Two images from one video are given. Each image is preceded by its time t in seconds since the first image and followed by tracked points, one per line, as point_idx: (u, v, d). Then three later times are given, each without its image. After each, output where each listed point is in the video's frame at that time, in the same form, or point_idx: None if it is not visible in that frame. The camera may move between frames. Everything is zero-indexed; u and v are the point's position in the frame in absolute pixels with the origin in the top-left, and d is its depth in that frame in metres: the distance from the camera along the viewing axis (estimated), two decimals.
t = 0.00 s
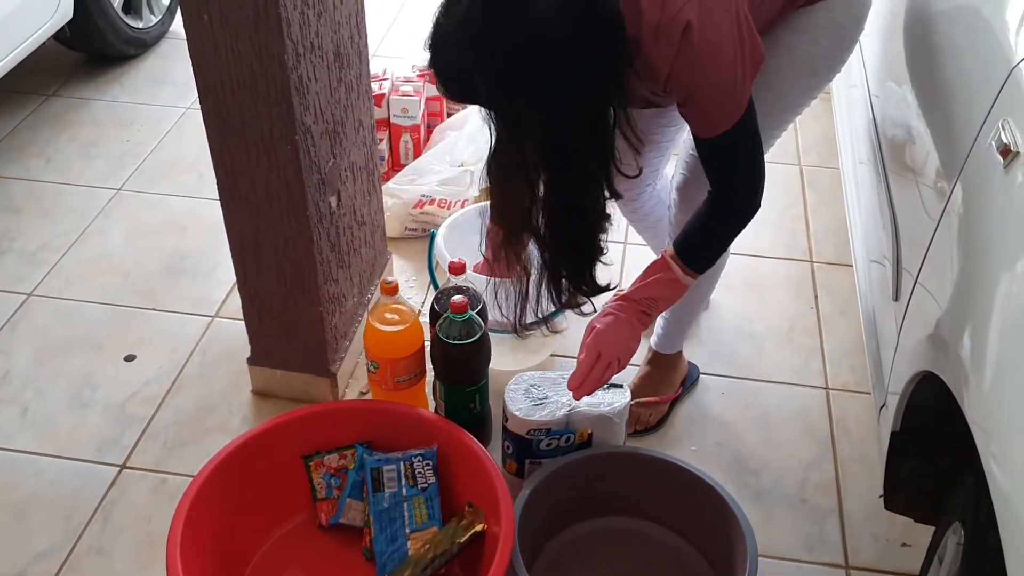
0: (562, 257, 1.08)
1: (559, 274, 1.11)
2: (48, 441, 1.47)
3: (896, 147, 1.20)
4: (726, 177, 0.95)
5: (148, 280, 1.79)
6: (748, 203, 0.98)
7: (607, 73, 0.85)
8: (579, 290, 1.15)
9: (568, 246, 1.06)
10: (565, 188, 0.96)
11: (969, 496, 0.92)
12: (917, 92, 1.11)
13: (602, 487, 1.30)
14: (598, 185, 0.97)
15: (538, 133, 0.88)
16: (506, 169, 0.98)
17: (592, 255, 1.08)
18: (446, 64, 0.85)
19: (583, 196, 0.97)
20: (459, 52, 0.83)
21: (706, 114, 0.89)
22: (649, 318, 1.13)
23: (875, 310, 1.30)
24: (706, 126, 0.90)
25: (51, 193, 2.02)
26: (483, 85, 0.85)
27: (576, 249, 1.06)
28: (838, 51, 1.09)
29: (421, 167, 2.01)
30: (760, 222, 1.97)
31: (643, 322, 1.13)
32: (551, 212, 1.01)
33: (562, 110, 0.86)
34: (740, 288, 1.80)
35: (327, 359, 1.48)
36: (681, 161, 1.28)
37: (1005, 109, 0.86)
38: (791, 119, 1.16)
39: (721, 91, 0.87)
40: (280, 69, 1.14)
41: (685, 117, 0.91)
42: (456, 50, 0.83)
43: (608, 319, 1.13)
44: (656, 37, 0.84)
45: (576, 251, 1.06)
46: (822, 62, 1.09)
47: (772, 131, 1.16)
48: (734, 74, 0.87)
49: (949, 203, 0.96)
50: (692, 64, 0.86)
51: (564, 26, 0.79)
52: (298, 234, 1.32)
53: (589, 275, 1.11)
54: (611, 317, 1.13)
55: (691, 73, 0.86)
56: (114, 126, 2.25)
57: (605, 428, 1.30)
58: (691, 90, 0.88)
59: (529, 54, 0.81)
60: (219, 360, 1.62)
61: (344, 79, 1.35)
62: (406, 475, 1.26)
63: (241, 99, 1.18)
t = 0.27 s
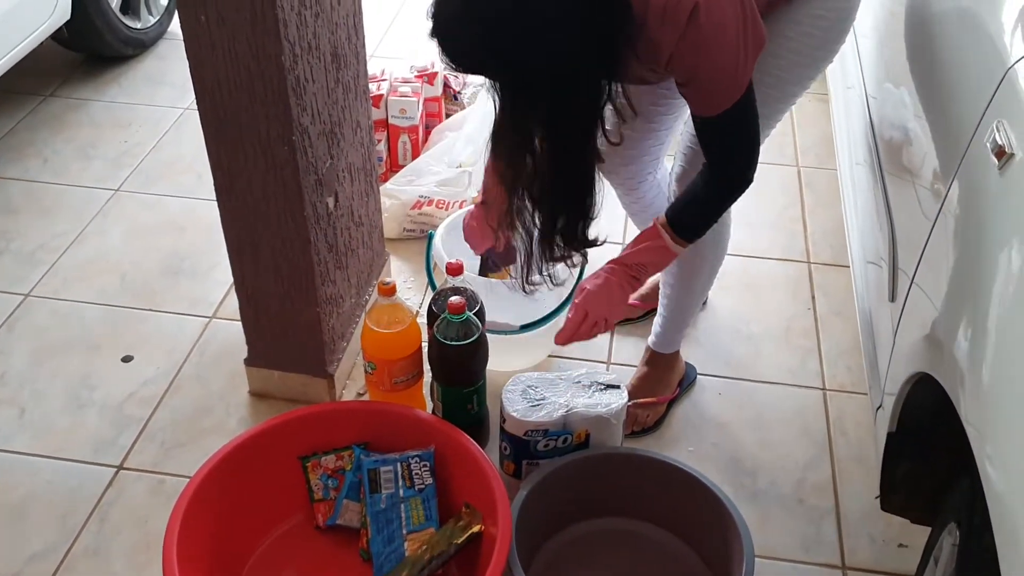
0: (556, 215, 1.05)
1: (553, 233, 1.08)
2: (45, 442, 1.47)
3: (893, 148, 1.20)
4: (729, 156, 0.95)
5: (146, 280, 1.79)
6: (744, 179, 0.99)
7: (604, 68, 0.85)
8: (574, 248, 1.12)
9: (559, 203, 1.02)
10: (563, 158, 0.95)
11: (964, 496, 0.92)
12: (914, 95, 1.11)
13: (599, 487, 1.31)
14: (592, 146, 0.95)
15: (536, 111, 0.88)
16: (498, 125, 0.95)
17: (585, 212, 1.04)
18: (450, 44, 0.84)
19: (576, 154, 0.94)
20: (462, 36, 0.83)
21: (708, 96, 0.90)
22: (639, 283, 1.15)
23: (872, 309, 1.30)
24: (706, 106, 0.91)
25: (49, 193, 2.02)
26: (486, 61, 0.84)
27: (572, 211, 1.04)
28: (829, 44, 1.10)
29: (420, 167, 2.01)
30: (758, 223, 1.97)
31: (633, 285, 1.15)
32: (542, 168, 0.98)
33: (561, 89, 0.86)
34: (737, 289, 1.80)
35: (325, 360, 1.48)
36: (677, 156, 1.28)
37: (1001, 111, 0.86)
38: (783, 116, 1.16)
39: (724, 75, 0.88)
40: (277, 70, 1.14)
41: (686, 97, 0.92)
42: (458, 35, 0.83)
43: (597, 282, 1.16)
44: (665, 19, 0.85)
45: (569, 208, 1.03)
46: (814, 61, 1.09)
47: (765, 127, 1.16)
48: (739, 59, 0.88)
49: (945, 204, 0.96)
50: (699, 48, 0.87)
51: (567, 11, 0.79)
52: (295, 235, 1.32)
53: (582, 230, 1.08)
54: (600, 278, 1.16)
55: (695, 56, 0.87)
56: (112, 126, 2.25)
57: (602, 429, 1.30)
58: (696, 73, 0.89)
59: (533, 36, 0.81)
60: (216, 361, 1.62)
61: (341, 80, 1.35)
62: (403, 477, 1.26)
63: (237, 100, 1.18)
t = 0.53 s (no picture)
0: (543, 195, 1.00)
1: (539, 214, 1.03)
2: (41, 442, 1.47)
3: (888, 147, 1.20)
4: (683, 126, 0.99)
5: (142, 281, 1.79)
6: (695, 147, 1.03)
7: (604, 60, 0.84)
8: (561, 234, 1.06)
9: (549, 181, 0.97)
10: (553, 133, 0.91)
11: (959, 493, 0.92)
12: (908, 93, 1.11)
13: (595, 486, 1.31)
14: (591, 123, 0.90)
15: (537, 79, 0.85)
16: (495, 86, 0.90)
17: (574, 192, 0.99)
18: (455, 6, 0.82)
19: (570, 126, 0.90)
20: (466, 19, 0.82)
21: (697, 73, 0.92)
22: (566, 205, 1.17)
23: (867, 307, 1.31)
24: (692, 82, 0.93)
25: (45, 194, 2.02)
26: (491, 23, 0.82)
27: (559, 192, 0.99)
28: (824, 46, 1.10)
29: (416, 167, 2.01)
30: (754, 222, 1.97)
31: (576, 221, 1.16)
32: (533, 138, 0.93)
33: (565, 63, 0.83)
34: (734, 287, 1.80)
35: (321, 360, 1.48)
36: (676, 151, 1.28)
37: (995, 109, 0.86)
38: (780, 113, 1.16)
39: (718, 55, 0.90)
40: (272, 70, 1.14)
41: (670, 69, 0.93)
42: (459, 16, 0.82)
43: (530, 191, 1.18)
44: None
45: (558, 188, 0.98)
46: (808, 61, 1.09)
47: (763, 124, 1.16)
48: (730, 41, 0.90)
49: (940, 202, 0.96)
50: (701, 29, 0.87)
51: None
52: (290, 234, 1.32)
53: (572, 216, 1.03)
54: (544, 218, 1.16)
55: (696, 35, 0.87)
56: (108, 127, 2.25)
57: (599, 428, 1.30)
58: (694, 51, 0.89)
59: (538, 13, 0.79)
60: (212, 361, 1.62)
61: (337, 80, 1.35)
62: (399, 476, 1.26)
63: (232, 100, 1.18)
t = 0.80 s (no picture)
0: (559, 214, 1.02)
1: (556, 232, 1.05)
2: (38, 445, 1.47)
3: (884, 148, 1.20)
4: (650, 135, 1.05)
5: (139, 283, 1.79)
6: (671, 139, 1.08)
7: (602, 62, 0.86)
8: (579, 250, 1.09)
9: (563, 199, 1.00)
10: (563, 151, 0.93)
11: (956, 494, 0.92)
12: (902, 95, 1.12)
13: (592, 487, 1.31)
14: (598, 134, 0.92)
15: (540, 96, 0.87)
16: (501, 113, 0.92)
17: (591, 208, 1.02)
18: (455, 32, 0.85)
19: (580, 142, 0.92)
20: (467, 34, 0.84)
21: (669, 92, 0.97)
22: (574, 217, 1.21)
23: (863, 308, 1.31)
24: (663, 99, 0.98)
25: (41, 197, 2.01)
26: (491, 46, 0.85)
27: (575, 209, 1.01)
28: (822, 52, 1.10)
29: (413, 169, 2.01)
30: (751, 223, 1.97)
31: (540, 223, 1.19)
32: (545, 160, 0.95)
33: (568, 71, 0.85)
34: (730, 289, 1.80)
35: (318, 363, 1.48)
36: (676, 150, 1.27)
37: (990, 110, 0.86)
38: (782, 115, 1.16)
39: (689, 80, 0.95)
40: (268, 73, 1.14)
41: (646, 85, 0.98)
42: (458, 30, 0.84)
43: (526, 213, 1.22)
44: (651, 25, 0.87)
45: (572, 204, 1.00)
46: (807, 63, 1.10)
47: (764, 125, 1.16)
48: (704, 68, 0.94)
49: (935, 203, 0.96)
50: (676, 55, 0.91)
51: (570, 7, 0.81)
52: (287, 237, 1.32)
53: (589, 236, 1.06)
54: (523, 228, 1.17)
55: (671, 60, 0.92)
56: (104, 129, 2.25)
57: (595, 430, 1.30)
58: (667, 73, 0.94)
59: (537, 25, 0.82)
60: (210, 364, 1.62)
61: (333, 82, 1.35)
62: (397, 478, 1.25)
63: (229, 103, 1.18)
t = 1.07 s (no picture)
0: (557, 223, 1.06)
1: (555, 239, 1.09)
2: (36, 447, 1.47)
3: (881, 147, 1.20)
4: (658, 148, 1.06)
5: (136, 284, 1.79)
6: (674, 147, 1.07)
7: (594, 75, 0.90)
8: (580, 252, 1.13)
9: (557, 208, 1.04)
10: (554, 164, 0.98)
11: (952, 493, 0.92)
12: (898, 94, 1.12)
13: (590, 487, 1.31)
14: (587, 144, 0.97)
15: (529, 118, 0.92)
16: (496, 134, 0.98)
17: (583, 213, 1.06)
18: (448, 62, 0.91)
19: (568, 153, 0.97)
20: (459, 67, 0.90)
21: (667, 113, 1.00)
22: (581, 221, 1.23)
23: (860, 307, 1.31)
24: (663, 118, 1.02)
25: (38, 197, 2.01)
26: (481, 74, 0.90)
27: (572, 217, 1.05)
28: (822, 47, 1.10)
29: (410, 169, 2.01)
30: (747, 223, 1.98)
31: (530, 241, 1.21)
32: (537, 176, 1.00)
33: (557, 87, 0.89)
34: (727, 288, 1.80)
35: (315, 363, 1.48)
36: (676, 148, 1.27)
37: (985, 110, 0.86)
38: (781, 113, 1.16)
39: (685, 101, 0.98)
40: (264, 73, 1.14)
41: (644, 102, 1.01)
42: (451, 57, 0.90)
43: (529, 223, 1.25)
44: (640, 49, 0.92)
45: (567, 212, 1.04)
46: (804, 61, 1.10)
47: (763, 123, 1.16)
48: (699, 89, 0.98)
49: (932, 202, 0.96)
50: (669, 76, 0.95)
51: (549, 27, 0.85)
52: (285, 237, 1.32)
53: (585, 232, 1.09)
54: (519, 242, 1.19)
55: (665, 80, 0.96)
56: (101, 130, 2.24)
57: (593, 430, 1.30)
58: (662, 94, 0.98)
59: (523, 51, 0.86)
60: (207, 364, 1.62)
61: (329, 82, 1.35)
62: (394, 479, 1.25)
63: (225, 104, 1.18)
